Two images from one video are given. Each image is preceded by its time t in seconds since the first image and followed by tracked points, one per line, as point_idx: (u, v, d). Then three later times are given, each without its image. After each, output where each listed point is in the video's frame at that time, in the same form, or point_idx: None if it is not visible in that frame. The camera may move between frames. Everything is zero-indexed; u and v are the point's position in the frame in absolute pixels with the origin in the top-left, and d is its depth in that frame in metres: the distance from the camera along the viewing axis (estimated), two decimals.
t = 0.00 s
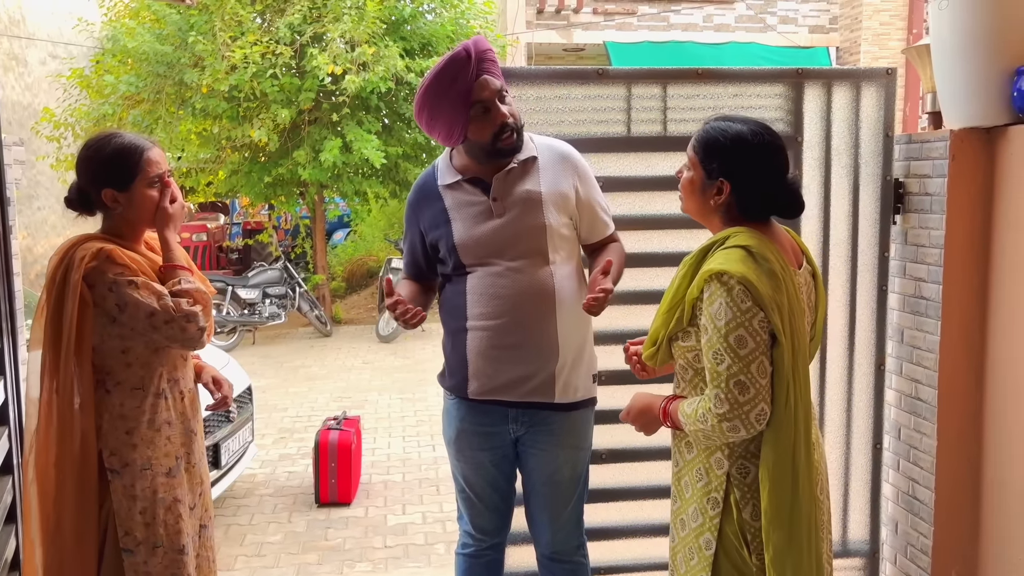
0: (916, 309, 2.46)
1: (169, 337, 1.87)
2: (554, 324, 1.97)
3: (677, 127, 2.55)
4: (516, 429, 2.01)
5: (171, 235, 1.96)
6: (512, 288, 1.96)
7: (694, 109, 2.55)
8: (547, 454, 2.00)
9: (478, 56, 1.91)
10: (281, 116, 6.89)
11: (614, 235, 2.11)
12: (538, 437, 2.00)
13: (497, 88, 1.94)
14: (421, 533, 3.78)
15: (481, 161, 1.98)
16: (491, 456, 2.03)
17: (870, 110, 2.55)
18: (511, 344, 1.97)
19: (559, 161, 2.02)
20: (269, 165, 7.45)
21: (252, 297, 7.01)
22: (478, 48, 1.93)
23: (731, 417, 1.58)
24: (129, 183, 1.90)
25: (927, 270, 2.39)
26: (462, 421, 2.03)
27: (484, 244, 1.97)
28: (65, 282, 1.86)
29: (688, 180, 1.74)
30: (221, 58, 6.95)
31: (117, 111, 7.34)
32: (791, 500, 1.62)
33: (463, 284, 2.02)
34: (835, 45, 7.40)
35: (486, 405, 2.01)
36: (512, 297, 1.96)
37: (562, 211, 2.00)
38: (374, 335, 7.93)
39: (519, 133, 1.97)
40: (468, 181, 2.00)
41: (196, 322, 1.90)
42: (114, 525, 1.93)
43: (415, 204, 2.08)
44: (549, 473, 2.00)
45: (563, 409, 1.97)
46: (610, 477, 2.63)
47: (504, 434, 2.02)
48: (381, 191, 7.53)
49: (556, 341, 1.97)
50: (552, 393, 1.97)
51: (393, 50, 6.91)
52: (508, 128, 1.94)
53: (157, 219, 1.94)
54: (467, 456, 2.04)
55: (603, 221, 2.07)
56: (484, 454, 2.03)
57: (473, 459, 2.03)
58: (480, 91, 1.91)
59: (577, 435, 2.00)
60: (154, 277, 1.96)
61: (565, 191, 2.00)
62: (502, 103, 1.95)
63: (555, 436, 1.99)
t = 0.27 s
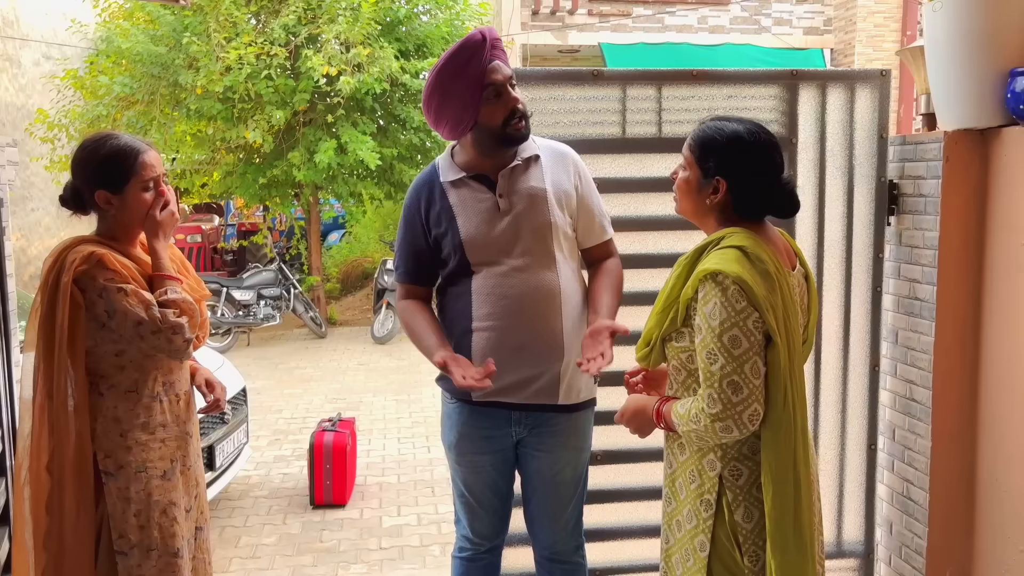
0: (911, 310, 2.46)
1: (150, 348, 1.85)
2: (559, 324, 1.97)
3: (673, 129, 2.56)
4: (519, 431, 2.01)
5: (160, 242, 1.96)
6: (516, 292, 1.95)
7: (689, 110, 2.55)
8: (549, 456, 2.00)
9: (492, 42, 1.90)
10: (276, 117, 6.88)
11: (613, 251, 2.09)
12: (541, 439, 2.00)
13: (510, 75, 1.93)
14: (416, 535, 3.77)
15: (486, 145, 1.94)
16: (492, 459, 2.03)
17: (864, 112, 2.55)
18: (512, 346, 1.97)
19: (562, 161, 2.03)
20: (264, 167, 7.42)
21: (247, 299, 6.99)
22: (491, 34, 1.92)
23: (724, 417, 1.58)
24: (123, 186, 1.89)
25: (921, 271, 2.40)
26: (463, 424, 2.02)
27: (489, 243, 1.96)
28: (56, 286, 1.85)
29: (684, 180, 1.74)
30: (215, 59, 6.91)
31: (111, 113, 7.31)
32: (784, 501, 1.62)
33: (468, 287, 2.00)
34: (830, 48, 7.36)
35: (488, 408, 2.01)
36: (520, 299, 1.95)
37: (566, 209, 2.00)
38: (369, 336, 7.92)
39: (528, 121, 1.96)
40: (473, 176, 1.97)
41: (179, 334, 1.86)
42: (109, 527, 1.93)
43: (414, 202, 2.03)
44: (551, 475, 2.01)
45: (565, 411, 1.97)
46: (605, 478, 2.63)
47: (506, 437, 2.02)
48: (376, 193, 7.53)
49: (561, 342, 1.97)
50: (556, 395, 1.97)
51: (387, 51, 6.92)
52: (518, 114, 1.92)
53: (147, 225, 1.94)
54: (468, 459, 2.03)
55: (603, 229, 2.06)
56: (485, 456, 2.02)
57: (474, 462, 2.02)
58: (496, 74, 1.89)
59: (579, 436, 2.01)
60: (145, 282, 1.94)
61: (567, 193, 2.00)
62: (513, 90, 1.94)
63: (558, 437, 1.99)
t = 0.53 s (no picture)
0: (906, 311, 2.46)
1: (122, 361, 1.87)
2: (561, 322, 1.97)
3: (668, 130, 2.55)
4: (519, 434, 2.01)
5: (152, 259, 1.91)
6: (523, 287, 1.94)
7: (684, 111, 2.55)
8: (549, 458, 2.01)
9: (515, 29, 1.98)
10: (272, 117, 6.87)
11: (609, 266, 2.10)
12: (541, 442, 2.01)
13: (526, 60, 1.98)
14: (412, 535, 3.77)
15: (497, 121, 1.96)
16: (492, 463, 2.02)
17: (859, 113, 2.56)
18: (518, 340, 1.95)
19: (569, 168, 2.07)
20: (260, 167, 7.41)
21: (242, 299, 6.99)
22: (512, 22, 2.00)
23: (720, 420, 1.58)
24: (119, 187, 1.89)
25: (916, 272, 2.40)
26: (462, 428, 2.01)
27: (499, 230, 1.95)
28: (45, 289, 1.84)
29: (682, 179, 1.74)
30: (211, 60, 6.90)
31: (106, 113, 7.26)
32: (778, 503, 1.62)
33: (470, 281, 1.96)
34: (825, 49, 7.44)
35: (488, 413, 2.00)
36: (522, 293, 1.94)
37: (571, 207, 2.03)
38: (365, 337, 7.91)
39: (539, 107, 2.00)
40: (484, 165, 1.98)
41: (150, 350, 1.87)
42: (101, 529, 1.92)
43: (419, 192, 1.98)
44: (551, 477, 2.01)
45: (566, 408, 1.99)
46: (601, 478, 2.64)
47: (505, 441, 2.02)
48: (372, 193, 7.53)
49: (562, 339, 1.98)
50: (558, 391, 1.98)
51: (383, 52, 6.92)
52: (528, 93, 1.95)
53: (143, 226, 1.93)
54: (467, 464, 2.02)
55: (601, 235, 2.08)
56: (485, 461, 2.02)
57: (474, 466, 2.02)
58: (515, 54, 1.94)
59: (578, 438, 2.02)
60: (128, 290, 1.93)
61: (571, 192, 2.03)
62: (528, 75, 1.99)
63: (558, 440, 2.00)
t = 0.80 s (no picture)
0: (903, 312, 2.47)
1: (95, 369, 1.85)
2: (565, 320, 1.98)
3: (666, 131, 2.56)
4: (520, 436, 2.01)
5: (148, 276, 1.89)
6: (528, 284, 1.95)
7: (682, 112, 2.55)
8: (548, 460, 2.02)
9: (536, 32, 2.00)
10: (269, 118, 6.87)
11: (610, 271, 2.12)
12: (541, 443, 2.01)
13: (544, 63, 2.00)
14: (409, 536, 3.77)
15: (509, 118, 1.95)
16: (492, 466, 2.02)
17: (857, 114, 2.56)
18: (523, 337, 1.95)
19: (575, 173, 2.08)
20: (258, 168, 7.42)
21: (239, 300, 6.98)
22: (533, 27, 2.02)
23: (721, 425, 1.58)
24: (119, 185, 1.89)
25: (914, 273, 2.41)
26: (463, 432, 2.00)
27: (507, 226, 1.95)
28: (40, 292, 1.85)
29: (685, 181, 1.75)
30: (208, 60, 6.88)
31: (104, 114, 7.24)
32: (776, 505, 1.63)
33: (474, 277, 1.95)
34: (823, 50, 7.45)
35: (487, 415, 1.99)
36: (527, 290, 1.94)
37: (579, 210, 2.04)
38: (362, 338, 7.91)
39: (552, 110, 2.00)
40: (493, 162, 1.99)
41: (120, 364, 1.83)
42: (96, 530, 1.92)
43: (427, 186, 1.98)
44: (551, 479, 2.02)
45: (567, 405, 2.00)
46: (599, 479, 2.64)
47: (506, 443, 2.01)
48: (369, 194, 7.53)
49: (565, 337, 1.98)
50: (560, 390, 1.99)
51: (381, 52, 6.92)
52: (543, 93, 1.96)
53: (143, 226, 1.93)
54: (467, 467, 2.01)
55: (602, 241, 2.09)
56: (484, 463, 2.01)
57: (475, 469, 2.01)
58: (533, 55, 1.96)
59: (577, 440, 2.03)
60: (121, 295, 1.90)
61: (578, 197, 2.04)
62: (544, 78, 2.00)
63: (557, 442, 2.01)
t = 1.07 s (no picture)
0: (901, 314, 2.47)
1: (96, 365, 1.85)
2: (563, 324, 1.98)
3: (665, 132, 2.56)
4: (515, 436, 2.01)
5: (149, 265, 1.90)
6: (528, 288, 1.95)
7: (681, 113, 2.56)
8: (543, 460, 2.01)
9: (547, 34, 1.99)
10: (268, 118, 6.86)
11: (612, 275, 2.12)
12: (536, 444, 2.01)
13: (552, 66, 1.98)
14: (407, 537, 3.77)
15: (515, 121, 1.94)
16: (487, 465, 2.02)
17: (855, 116, 2.57)
18: (521, 340, 1.95)
19: (580, 176, 2.07)
20: (256, 168, 7.41)
21: (238, 300, 6.97)
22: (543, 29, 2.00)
23: (730, 429, 1.58)
24: (118, 186, 1.89)
25: (912, 275, 2.41)
26: (458, 430, 2.01)
27: (508, 229, 1.95)
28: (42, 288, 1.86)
29: (692, 184, 1.75)
30: (207, 61, 6.89)
31: (102, 114, 7.24)
32: (780, 508, 1.63)
33: (474, 278, 1.96)
34: (821, 51, 7.46)
35: (482, 414, 2.00)
36: (526, 293, 1.95)
37: (582, 214, 2.04)
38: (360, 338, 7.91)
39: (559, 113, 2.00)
40: (497, 164, 1.99)
41: (123, 359, 1.84)
42: (91, 530, 1.92)
43: (430, 185, 1.98)
44: (546, 479, 2.02)
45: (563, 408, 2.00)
46: (597, 480, 2.64)
47: (500, 442, 2.02)
48: (368, 194, 7.53)
49: (563, 341, 1.99)
50: (556, 394, 1.99)
51: (381, 53, 6.92)
52: (550, 98, 1.95)
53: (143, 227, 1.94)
54: (461, 466, 2.01)
55: (605, 245, 2.10)
56: (479, 463, 2.01)
57: (469, 468, 2.01)
58: (543, 58, 1.95)
59: (573, 440, 2.03)
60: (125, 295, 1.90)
61: (582, 201, 2.04)
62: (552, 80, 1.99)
63: (553, 442, 2.01)
